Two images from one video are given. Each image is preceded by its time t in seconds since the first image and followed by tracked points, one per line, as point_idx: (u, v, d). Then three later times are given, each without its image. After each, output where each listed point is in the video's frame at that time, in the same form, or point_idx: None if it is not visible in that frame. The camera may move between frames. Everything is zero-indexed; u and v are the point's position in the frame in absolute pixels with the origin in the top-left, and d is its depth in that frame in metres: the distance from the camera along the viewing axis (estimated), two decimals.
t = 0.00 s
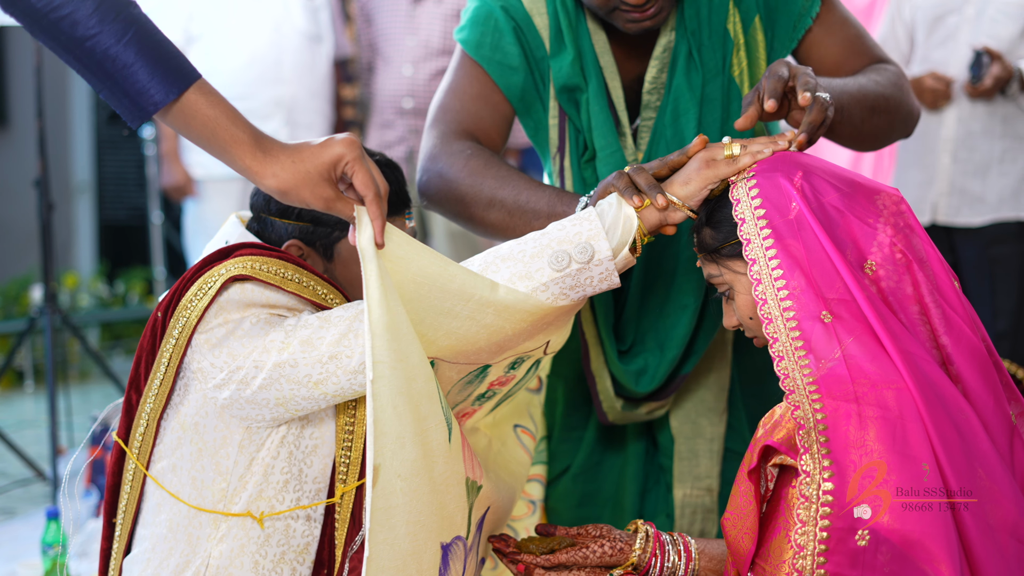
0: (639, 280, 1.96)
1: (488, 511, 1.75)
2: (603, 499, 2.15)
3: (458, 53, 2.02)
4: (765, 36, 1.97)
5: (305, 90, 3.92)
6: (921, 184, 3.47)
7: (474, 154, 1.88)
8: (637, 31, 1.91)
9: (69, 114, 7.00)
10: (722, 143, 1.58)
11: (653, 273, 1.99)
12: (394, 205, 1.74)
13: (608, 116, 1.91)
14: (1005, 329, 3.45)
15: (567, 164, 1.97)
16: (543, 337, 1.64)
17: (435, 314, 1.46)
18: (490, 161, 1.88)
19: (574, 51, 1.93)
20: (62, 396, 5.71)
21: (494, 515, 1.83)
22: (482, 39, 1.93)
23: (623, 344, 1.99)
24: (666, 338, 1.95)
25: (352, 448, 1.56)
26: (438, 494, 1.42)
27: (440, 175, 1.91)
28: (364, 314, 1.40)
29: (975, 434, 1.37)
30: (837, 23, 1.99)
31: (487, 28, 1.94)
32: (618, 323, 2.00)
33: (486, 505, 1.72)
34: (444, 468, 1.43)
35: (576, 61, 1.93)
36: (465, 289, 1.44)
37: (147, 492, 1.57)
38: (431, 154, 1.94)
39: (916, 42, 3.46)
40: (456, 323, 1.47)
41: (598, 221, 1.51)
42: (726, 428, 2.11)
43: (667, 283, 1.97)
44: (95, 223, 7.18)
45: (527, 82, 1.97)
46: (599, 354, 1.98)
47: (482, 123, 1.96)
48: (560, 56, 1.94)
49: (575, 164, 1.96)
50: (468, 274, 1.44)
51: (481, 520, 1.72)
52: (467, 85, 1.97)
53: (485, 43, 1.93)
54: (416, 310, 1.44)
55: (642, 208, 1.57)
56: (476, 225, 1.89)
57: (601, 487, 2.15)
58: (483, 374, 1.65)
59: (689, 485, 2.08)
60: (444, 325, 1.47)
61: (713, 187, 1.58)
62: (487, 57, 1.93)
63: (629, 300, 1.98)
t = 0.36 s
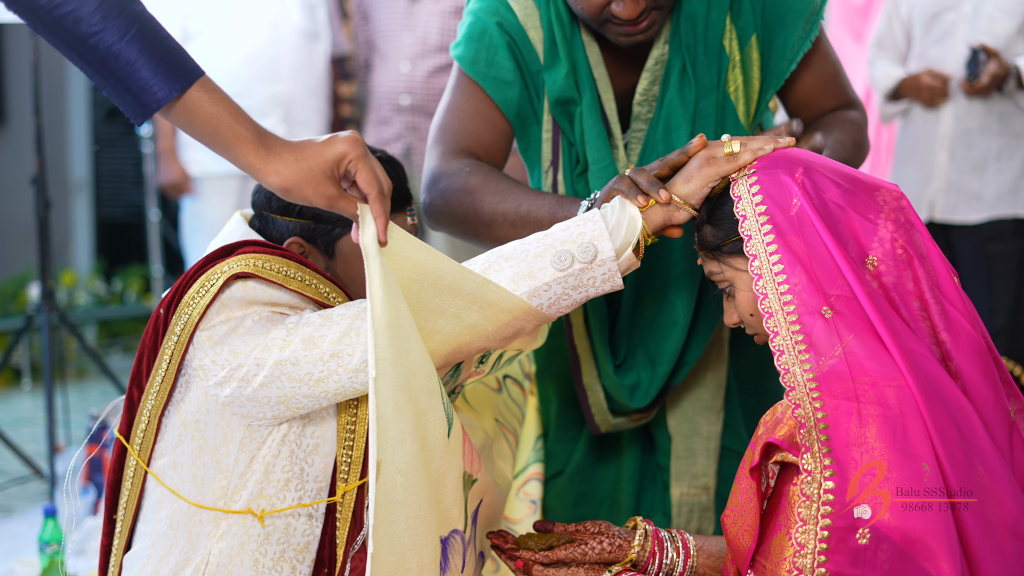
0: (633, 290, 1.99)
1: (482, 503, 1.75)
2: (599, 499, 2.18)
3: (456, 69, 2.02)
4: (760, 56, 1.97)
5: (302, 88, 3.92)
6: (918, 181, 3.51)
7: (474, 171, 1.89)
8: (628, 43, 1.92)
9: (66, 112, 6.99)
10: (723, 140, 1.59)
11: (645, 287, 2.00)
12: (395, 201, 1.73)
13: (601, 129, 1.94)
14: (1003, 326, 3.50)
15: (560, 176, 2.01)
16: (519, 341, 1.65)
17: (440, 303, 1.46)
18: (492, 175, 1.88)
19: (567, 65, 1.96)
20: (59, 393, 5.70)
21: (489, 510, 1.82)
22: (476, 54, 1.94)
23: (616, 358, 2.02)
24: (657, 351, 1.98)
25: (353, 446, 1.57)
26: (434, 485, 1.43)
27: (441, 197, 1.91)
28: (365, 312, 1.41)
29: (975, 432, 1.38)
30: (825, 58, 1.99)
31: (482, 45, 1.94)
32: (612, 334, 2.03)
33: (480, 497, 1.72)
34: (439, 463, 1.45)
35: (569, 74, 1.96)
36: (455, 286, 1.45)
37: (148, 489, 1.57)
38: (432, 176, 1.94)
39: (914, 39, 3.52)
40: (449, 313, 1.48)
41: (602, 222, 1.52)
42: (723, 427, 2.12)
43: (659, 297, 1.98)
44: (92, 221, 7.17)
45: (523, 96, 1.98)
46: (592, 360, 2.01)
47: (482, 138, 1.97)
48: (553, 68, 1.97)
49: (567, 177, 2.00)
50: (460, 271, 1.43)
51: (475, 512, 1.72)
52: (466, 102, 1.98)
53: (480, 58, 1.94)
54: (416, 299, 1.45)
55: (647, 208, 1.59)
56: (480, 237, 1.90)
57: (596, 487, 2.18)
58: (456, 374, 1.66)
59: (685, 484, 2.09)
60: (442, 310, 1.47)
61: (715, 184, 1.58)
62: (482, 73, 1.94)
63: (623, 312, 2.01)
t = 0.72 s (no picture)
0: (624, 303, 2.01)
1: (475, 498, 1.74)
2: (594, 496, 2.20)
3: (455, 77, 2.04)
4: (756, 69, 1.96)
5: (299, 83, 3.91)
6: (916, 178, 3.53)
7: (479, 172, 1.91)
8: (628, 56, 1.93)
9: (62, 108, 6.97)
10: (723, 135, 1.59)
11: (636, 297, 2.01)
12: (395, 198, 1.73)
13: (597, 139, 1.95)
14: (999, 322, 3.51)
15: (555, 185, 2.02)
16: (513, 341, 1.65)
17: (439, 307, 1.47)
18: (499, 174, 1.90)
19: (564, 74, 1.96)
20: (55, 389, 5.70)
21: (484, 506, 1.81)
22: (474, 60, 1.95)
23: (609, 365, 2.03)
24: (648, 364, 1.99)
25: (352, 444, 1.56)
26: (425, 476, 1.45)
27: (450, 203, 1.94)
28: (363, 309, 1.41)
29: (974, 429, 1.38)
30: (814, 77, 1.96)
31: (480, 51, 1.96)
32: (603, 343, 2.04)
33: (473, 491, 1.71)
34: (433, 456, 1.47)
35: (566, 84, 1.96)
36: (453, 286, 1.45)
37: (147, 486, 1.57)
38: (439, 183, 1.97)
39: (910, 35, 3.53)
40: (448, 317, 1.48)
41: (600, 217, 1.52)
42: (716, 424, 2.12)
43: (650, 305, 1.99)
44: (90, 217, 7.16)
45: (520, 104, 1.99)
46: (580, 366, 2.03)
47: (485, 143, 1.98)
48: (550, 77, 1.97)
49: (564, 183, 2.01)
50: (458, 270, 1.44)
51: (466, 506, 1.71)
52: (466, 108, 1.99)
53: (478, 66, 1.95)
54: (416, 295, 1.45)
55: (644, 203, 1.58)
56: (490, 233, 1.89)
57: (592, 485, 2.20)
58: (452, 375, 1.66)
59: (679, 482, 2.09)
60: (439, 314, 1.47)
61: (714, 179, 1.58)
62: (479, 80, 1.95)
63: (613, 322, 2.03)
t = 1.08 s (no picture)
0: (627, 315, 2.00)
1: (472, 502, 1.72)
2: (596, 502, 2.20)
3: (460, 85, 2.04)
4: (763, 81, 1.97)
5: (301, 87, 3.91)
6: (918, 181, 3.53)
7: (482, 185, 1.91)
8: (636, 69, 1.93)
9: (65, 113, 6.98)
10: (724, 141, 1.59)
11: (639, 310, 2.00)
12: (397, 204, 1.73)
13: (605, 151, 1.94)
14: (1001, 325, 3.50)
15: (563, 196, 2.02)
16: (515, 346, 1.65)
17: (440, 308, 1.47)
18: (503, 186, 1.90)
19: (573, 87, 1.97)
20: (58, 393, 5.71)
21: (483, 511, 1.80)
22: (481, 70, 1.96)
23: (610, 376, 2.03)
24: (648, 376, 1.98)
25: (353, 451, 1.56)
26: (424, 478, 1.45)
27: (453, 214, 1.94)
28: (364, 314, 1.41)
29: (976, 434, 1.38)
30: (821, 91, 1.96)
31: (487, 62, 1.96)
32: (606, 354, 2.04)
33: (469, 495, 1.70)
34: (430, 460, 1.47)
35: (575, 97, 1.97)
36: (454, 289, 1.45)
37: (148, 491, 1.57)
38: (442, 193, 1.97)
39: (912, 39, 3.53)
40: (448, 320, 1.48)
41: (603, 223, 1.52)
42: (718, 429, 2.12)
43: (651, 317, 1.98)
44: (92, 221, 7.17)
45: (525, 114, 1.99)
46: (579, 381, 2.04)
47: (489, 153, 1.98)
48: (559, 89, 1.98)
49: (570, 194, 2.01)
50: (459, 274, 1.44)
51: (462, 509, 1.70)
52: (472, 117, 1.99)
53: (484, 75, 1.96)
54: (417, 296, 1.46)
55: (647, 209, 1.58)
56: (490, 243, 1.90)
57: (593, 491, 2.20)
58: (454, 381, 1.66)
59: (681, 487, 2.08)
60: (441, 316, 1.48)
61: (716, 185, 1.58)
62: (485, 90, 1.96)
63: (616, 334, 2.03)
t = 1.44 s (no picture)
0: (633, 321, 2.01)
1: (468, 502, 1.72)
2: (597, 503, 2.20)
3: (461, 83, 2.04)
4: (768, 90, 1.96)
5: (302, 88, 3.92)
6: (918, 182, 3.53)
7: (480, 184, 1.91)
8: (637, 76, 1.92)
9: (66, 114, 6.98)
10: (723, 144, 1.59)
11: (644, 318, 2.00)
12: (399, 208, 1.74)
13: (608, 155, 1.95)
14: (1002, 325, 3.49)
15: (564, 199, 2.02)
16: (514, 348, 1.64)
17: (439, 308, 1.47)
18: (501, 187, 1.90)
19: (576, 88, 1.97)
20: (59, 395, 5.71)
21: (480, 511, 1.79)
22: (482, 69, 1.96)
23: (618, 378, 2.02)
24: (655, 385, 1.99)
25: (353, 454, 1.56)
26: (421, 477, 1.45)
27: (449, 211, 1.94)
28: (365, 317, 1.41)
29: (974, 434, 1.37)
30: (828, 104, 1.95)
31: (489, 61, 1.96)
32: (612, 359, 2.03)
33: (464, 495, 1.69)
34: (426, 459, 1.47)
35: (577, 99, 1.96)
36: (453, 289, 1.46)
37: (148, 495, 1.57)
38: (439, 190, 1.97)
39: (912, 39, 3.53)
40: (447, 320, 1.48)
41: (605, 226, 1.52)
42: (718, 431, 2.12)
43: (655, 326, 1.98)
44: (93, 223, 7.17)
45: (524, 116, 1.99)
46: (586, 379, 2.05)
47: (489, 154, 1.99)
48: (561, 91, 1.98)
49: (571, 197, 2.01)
50: (458, 274, 1.44)
51: (457, 509, 1.69)
52: (473, 115, 1.99)
53: (485, 75, 1.96)
54: (415, 296, 1.46)
55: (648, 212, 1.58)
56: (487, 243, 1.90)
57: (594, 492, 2.20)
58: (454, 383, 1.66)
59: (680, 488, 2.09)
60: (440, 317, 1.48)
61: (716, 187, 1.58)
62: (485, 90, 1.96)
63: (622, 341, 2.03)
